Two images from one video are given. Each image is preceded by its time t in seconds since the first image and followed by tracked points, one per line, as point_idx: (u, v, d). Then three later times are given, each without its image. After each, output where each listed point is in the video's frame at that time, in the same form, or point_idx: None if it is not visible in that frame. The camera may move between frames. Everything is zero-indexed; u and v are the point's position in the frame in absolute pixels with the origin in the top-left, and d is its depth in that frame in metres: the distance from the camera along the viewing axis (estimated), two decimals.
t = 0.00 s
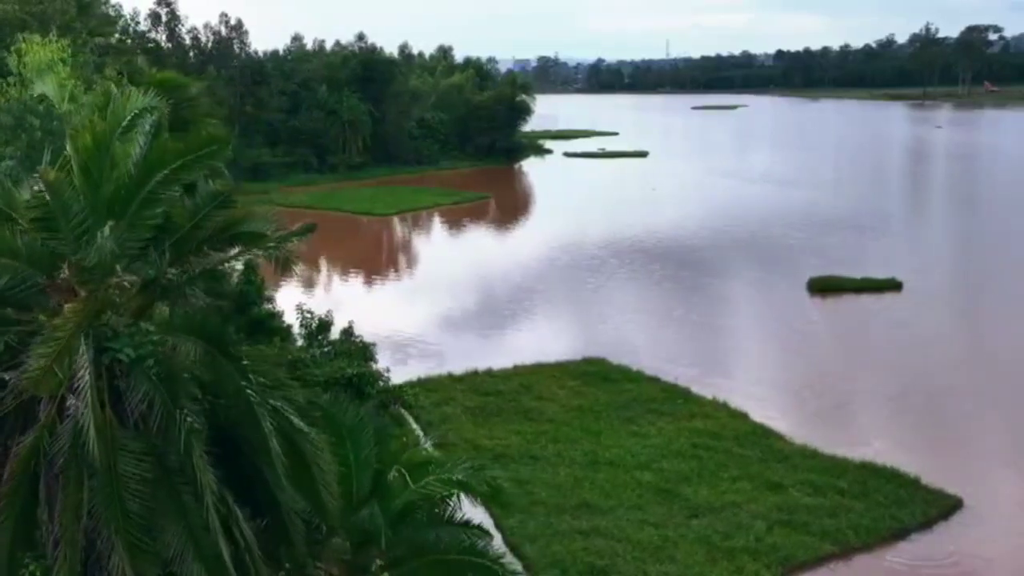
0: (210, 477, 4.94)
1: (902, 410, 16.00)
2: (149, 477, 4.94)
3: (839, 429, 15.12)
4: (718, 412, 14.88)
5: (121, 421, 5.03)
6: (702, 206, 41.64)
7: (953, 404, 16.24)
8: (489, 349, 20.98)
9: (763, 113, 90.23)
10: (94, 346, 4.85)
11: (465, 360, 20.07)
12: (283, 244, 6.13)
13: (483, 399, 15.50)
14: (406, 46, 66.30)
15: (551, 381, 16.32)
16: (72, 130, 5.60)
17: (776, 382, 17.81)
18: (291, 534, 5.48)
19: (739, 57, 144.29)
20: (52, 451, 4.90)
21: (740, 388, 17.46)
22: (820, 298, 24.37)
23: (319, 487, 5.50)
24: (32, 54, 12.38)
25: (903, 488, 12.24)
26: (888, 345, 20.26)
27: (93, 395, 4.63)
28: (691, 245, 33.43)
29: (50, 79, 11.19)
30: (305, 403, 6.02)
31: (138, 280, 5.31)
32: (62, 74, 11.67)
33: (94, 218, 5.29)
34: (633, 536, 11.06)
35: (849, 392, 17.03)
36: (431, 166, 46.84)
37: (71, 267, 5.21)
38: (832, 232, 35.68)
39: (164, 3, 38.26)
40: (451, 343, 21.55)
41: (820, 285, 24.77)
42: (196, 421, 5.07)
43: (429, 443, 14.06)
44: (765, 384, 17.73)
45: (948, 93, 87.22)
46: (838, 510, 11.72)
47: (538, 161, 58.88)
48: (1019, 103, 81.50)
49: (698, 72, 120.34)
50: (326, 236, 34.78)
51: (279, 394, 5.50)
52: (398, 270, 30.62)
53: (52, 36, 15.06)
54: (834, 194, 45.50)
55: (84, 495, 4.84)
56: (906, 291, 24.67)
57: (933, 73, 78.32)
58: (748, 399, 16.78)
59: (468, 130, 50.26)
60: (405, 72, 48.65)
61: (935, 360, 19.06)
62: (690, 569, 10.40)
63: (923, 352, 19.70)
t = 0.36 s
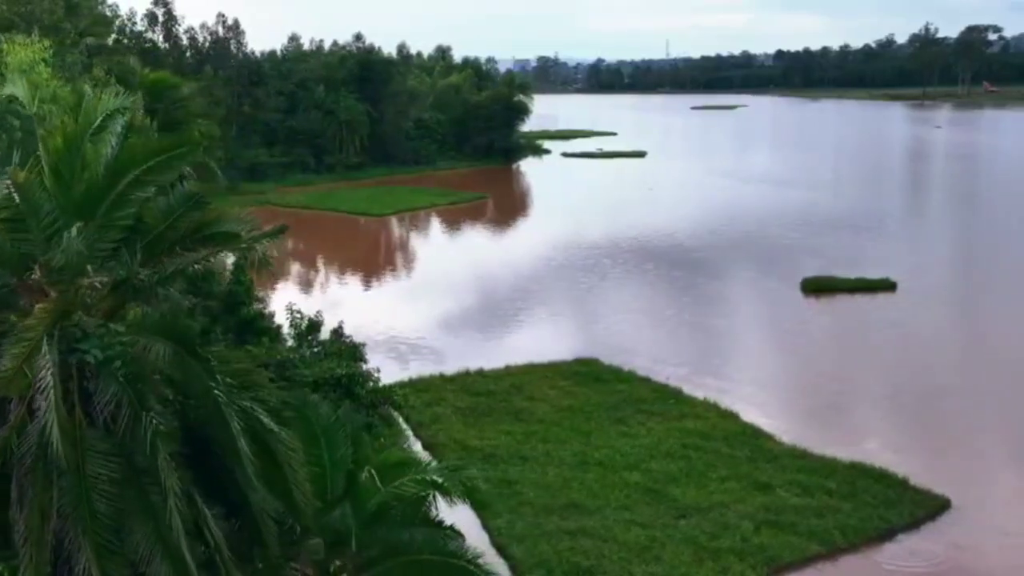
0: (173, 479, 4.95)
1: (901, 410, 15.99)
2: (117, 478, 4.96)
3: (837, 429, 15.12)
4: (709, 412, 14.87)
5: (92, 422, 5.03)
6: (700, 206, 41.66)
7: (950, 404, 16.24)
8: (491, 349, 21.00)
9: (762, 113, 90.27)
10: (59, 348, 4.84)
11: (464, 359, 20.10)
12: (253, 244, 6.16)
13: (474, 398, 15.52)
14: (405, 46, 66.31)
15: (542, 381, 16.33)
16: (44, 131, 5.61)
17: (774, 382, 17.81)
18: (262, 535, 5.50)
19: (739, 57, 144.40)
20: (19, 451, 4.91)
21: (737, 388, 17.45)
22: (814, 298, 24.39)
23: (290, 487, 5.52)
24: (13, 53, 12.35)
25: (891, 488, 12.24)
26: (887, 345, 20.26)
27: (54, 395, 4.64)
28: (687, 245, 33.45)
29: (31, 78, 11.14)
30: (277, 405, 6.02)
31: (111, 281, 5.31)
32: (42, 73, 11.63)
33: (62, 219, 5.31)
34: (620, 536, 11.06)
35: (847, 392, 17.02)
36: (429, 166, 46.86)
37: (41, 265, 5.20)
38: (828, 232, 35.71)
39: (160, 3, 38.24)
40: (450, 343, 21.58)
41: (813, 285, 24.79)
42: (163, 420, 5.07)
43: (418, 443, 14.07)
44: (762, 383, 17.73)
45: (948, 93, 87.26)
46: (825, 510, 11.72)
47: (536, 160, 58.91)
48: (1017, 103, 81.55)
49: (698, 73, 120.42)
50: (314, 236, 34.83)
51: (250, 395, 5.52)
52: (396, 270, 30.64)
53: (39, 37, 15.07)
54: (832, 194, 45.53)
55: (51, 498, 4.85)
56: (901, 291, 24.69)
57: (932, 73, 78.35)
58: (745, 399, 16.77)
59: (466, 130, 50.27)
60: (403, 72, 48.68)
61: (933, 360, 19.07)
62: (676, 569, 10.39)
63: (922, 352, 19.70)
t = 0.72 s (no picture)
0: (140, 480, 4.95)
1: (903, 410, 15.99)
2: (85, 478, 4.96)
3: (837, 429, 15.11)
4: (699, 412, 14.88)
5: (60, 422, 5.04)
6: (698, 206, 41.65)
7: (950, 404, 16.24)
8: (491, 349, 21.01)
9: (761, 113, 90.28)
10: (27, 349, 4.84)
11: (461, 358, 20.12)
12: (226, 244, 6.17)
13: (465, 399, 15.53)
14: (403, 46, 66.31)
15: (534, 382, 16.34)
16: (14, 130, 5.61)
17: (773, 382, 17.80)
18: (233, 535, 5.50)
19: (738, 57, 144.44)
20: None
21: (736, 388, 17.45)
22: (808, 299, 24.41)
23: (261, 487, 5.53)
24: None
25: (879, 489, 12.24)
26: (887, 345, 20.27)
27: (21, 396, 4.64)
28: (684, 245, 33.44)
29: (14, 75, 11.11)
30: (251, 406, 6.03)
31: (80, 282, 5.32)
32: (27, 72, 11.61)
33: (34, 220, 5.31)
34: (605, 537, 11.05)
35: (844, 392, 17.03)
36: (426, 167, 46.87)
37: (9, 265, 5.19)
38: (824, 232, 35.74)
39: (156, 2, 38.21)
40: (445, 342, 21.57)
41: (807, 286, 24.81)
42: (131, 421, 5.07)
43: (409, 444, 14.08)
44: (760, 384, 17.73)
45: (947, 93, 87.26)
46: (813, 511, 11.71)
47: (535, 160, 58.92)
48: (1017, 103, 81.54)
49: (697, 72, 120.48)
50: (310, 236, 34.81)
51: (222, 395, 5.52)
52: (394, 270, 30.64)
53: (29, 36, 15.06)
54: (830, 194, 45.54)
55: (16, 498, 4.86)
56: (897, 291, 24.70)
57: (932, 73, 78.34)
58: (745, 399, 16.76)
59: (464, 129, 50.27)
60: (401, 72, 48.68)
61: (933, 360, 19.08)
62: (662, 570, 10.38)
63: (921, 352, 19.71)
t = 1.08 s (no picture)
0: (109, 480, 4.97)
1: (904, 409, 16.01)
2: (57, 478, 4.99)
3: (837, 429, 15.12)
4: (689, 412, 14.90)
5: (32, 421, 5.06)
6: (696, 207, 41.69)
7: (950, 404, 16.26)
8: (490, 349, 21.04)
9: (760, 114, 90.32)
10: None
11: (459, 359, 20.14)
12: (201, 246, 6.21)
13: (456, 399, 15.55)
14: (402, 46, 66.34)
15: (526, 382, 16.36)
16: None
17: (773, 382, 17.82)
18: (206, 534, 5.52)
19: (738, 57, 144.49)
20: None
21: (736, 389, 17.46)
22: (802, 299, 24.44)
23: (234, 489, 5.57)
24: None
25: (868, 489, 12.24)
26: (887, 345, 20.29)
27: None
28: (682, 245, 33.48)
29: None
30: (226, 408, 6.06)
31: (53, 284, 5.35)
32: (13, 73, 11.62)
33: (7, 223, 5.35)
34: (592, 537, 11.06)
35: (837, 393, 17.04)
36: (424, 167, 46.89)
37: None
38: (820, 232, 35.80)
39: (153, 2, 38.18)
40: (435, 342, 21.64)
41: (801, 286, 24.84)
42: (101, 421, 5.11)
43: (399, 444, 14.11)
44: (759, 383, 17.74)
45: (947, 93, 87.28)
46: (800, 511, 11.71)
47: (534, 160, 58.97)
48: (1016, 103, 81.56)
49: (696, 72, 120.54)
50: (307, 236, 34.83)
51: (195, 395, 5.56)
52: (392, 270, 30.68)
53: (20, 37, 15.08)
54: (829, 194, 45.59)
55: None
56: (890, 291, 24.73)
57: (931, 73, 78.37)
58: (744, 399, 16.78)
59: (461, 129, 50.29)
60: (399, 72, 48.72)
61: (934, 360, 19.10)
62: (648, 570, 10.39)
63: (921, 351, 19.73)
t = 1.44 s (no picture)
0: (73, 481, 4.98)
1: (904, 409, 16.04)
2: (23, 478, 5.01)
3: (837, 429, 15.13)
4: (679, 413, 14.90)
5: None
6: (693, 207, 41.70)
7: (948, 404, 16.30)
8: (489, 349, 21.06)
9: (759, 114, 90.32)
10: None
11: (458, 359, 20.15)
12: (170, 247, 6.26)
13: (446, 399, 15.55)
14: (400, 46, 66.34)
15: (516, 382, 16.35)
16: None
17: (774, 381, 17.83)
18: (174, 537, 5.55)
19: (738, 58, 144.56)
20: None
21: (735, 389, 17.47)
22: (795, 299, 24.46)
23: (204, 489, 5.59)
24: None
25: (855, 489, 12.25)
26: (881, 346, 20.29)
27: None
28: (679, 245, 33.51)
29: None
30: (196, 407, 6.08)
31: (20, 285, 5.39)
32: None
33: None
34: (577, 537, 11.06)
35: (830, 392, 17.05)
36: (421, 167, 46.92)
37: None
38: (816, 232, 35.83)
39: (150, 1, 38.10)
40: (432, 343, 21.65)
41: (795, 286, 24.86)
42: (67, 421, 5.15)
43: (388, 444, 14.12)
44: (758, 383, 17.75)
45: (946, 93, 87.31)
46: (786, 511, 11.71)
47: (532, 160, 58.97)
48: (1016, 103, 81.58)
49: (696, 72, 120.55)
50: (304, 236, 34.85)
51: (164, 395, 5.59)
52: (389, 270, 30.70)
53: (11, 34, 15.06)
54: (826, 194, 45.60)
55: None
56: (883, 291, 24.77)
57: (930, 74, 78.39)
58: (743, 399, 16.79)
59: (459, 130, 50.34)
60: (396, 72, 48.72)
61: (932, 360, 19.13)
62: (633, 570, 10.39)
63: (920, 352, 19.76)
